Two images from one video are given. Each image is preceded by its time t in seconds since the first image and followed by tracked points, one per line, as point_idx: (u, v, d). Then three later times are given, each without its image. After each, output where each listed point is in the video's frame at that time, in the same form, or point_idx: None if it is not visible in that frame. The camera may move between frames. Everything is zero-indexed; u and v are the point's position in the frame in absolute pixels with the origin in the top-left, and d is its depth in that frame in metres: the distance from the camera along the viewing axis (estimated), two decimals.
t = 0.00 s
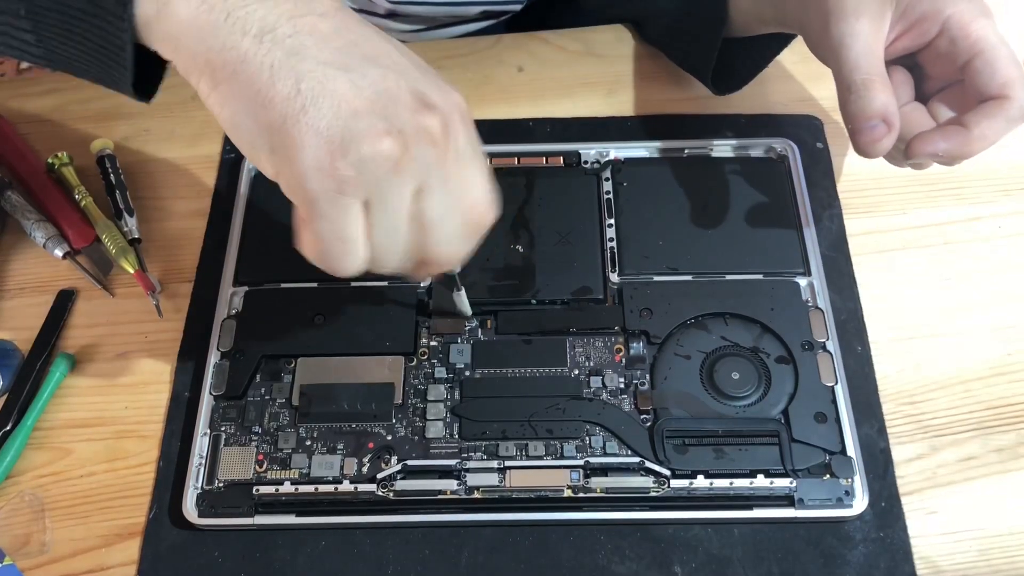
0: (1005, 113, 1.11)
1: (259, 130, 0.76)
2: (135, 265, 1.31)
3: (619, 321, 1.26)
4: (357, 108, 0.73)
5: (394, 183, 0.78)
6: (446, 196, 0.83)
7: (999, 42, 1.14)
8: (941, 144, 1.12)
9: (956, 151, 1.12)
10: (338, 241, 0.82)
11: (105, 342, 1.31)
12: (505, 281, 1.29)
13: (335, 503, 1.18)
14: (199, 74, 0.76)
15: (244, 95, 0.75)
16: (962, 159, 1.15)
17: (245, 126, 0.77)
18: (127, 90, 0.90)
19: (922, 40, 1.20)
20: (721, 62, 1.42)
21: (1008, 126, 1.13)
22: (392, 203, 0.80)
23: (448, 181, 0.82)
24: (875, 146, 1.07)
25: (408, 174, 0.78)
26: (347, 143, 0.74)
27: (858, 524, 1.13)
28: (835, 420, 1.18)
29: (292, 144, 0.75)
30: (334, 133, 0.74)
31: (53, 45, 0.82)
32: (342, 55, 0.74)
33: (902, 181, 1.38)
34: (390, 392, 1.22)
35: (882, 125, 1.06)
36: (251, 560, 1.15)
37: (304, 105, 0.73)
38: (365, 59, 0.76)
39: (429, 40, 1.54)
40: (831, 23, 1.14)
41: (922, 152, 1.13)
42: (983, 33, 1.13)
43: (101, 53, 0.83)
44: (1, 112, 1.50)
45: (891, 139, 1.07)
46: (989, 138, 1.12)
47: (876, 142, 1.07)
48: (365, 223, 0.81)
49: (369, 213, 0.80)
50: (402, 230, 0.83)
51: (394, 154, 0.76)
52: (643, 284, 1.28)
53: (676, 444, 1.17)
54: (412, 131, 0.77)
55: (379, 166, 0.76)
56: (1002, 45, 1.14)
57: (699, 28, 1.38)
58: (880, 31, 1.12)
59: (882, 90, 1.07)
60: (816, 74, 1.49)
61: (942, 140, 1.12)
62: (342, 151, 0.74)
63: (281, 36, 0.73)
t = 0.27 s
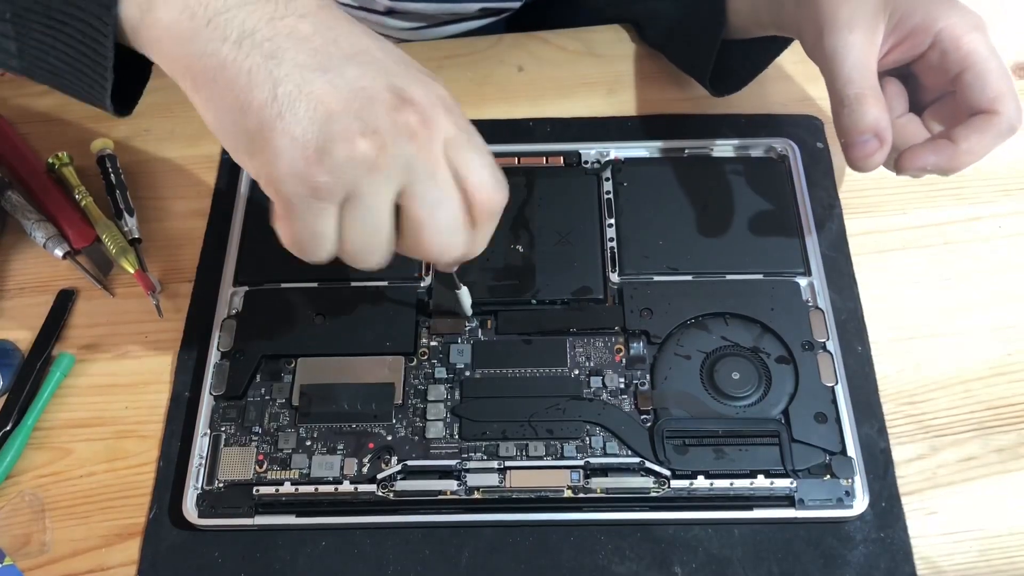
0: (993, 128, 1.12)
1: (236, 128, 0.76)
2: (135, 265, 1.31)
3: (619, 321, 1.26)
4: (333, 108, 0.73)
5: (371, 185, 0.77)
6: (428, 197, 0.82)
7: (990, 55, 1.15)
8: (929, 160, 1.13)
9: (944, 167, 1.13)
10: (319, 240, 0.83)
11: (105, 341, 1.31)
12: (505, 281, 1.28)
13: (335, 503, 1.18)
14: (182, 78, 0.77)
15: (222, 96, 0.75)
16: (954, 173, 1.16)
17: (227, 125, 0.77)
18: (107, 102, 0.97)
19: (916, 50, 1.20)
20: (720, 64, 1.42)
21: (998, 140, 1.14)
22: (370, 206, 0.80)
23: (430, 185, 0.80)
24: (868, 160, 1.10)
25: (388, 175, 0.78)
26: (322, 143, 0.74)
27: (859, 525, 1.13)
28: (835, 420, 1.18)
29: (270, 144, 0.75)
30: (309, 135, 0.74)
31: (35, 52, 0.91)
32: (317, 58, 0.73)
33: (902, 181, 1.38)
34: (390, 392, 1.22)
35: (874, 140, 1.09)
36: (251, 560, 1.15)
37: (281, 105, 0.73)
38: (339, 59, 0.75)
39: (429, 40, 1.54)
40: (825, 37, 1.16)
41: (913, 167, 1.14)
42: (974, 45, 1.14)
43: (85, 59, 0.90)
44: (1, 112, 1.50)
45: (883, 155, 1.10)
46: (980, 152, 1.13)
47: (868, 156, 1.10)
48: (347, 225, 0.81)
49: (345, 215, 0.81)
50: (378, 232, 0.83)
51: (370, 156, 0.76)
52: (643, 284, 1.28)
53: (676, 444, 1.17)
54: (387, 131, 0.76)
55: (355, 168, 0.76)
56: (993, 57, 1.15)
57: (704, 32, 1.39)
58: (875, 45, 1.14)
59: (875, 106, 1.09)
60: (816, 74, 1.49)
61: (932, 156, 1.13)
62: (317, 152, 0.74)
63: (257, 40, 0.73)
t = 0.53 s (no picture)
0: (932, 161, 1.11)
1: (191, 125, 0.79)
2: (135, 265, 1.31)
3: (619, 321, 1.26)
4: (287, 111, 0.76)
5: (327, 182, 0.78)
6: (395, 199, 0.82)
7: (954, 84, 1.12)
8: (872, 190, 1.14)
9: (887, 194, 1.15)
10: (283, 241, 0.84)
11: (105, 341, 1.31)
12: (505, 282, 1.28)
13: (335, 503, 1.18)
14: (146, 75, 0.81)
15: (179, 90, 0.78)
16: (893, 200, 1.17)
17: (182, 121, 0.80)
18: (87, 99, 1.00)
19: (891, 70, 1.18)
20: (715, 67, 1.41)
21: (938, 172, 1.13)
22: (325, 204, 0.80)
23: (402, 172, 0.80)
24: (829, 176, 1.14)
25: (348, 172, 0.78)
26: (274, 141, 0.76)
27: (858, 524, 1.14)
28: (835, 420, 1.18)
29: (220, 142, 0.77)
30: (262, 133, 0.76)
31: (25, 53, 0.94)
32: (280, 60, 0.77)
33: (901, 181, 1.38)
34: (390, 392, 1.22)
35: (839, 158, 1.12)
36: (251, 560, 1.16)
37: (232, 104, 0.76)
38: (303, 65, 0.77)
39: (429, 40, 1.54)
40: (800, 51, 1.17)
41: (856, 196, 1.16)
42: (938, 71, 1.11)
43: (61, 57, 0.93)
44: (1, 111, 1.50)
45: (847, 172, 1.13)
46: (920, 181, 1.13)
47: (833, 172, 1.13)
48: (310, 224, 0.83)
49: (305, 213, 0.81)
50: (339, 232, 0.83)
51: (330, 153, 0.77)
52: (643, 284, 1.28)
53: (676, 444, 1.17)
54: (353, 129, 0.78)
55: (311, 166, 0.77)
56: (956, 85, 1.12)
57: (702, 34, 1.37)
58: (847, 61, 1.14)
59: (841, 122, 1.12)
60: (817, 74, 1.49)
61: (871, 186, 1.14)
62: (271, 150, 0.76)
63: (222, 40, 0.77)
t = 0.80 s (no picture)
0: (777, 186, 1.10)
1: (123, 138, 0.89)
2: (135, 265, 1.31)
3: (619, 321, 1.26)
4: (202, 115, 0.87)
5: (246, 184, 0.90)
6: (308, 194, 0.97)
7: (836, 109, 1.06)
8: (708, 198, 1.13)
9: (744, 218, 1.15)
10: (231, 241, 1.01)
11: (105, 341, 1.31)
12: (505, 281, 1.28)
13: (335, 503, 1.18)
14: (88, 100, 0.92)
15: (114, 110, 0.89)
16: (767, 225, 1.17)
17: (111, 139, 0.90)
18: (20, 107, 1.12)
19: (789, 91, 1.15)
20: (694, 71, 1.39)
21: (790, 201, 1.11)
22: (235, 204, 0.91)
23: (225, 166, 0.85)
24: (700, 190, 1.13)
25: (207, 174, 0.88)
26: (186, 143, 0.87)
27: (858, 524, 1.14)
28: (835, 420, 1.18)
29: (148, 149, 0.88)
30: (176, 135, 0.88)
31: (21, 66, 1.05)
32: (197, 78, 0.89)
33: (902, 181, 1.37)
34: (390, 392, 1.22)
35: (706, 173, 1.11)
36: (251, 560, 1.16)
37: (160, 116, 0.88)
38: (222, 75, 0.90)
39: (428, 40, 1.54)
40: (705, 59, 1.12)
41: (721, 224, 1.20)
42: (820, 97, 1.06)
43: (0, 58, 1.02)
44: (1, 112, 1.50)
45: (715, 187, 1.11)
46: (770, 208, 1.12)
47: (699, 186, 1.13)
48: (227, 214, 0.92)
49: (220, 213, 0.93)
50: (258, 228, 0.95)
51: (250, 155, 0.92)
52: (643, 284, 1.28)
53: (676, 444, 1.17)
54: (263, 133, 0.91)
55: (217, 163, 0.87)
56: (852, 114, 1.07)
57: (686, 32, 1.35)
58: (748, 77, 1.08)
59: (728, 142, 1.08)
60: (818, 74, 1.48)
61: (732, 214, 1.16)
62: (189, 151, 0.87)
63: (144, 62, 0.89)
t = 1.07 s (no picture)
0: (646, 178, 1.06)
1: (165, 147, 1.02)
2: (135, 265, 1.31)
3: (619, 321, 1.26)
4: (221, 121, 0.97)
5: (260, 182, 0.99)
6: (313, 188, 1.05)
7: (730, 112, 1.03)
8: (594, 205, 1.11)
9: (606, 205, 1.10)
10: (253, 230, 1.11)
11: (105, 341, 1.31)
12: (504, 281, 1.28)
13: (335, 503, 1.18)
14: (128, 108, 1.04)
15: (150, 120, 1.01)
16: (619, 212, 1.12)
17: (155, 148, 1.03)
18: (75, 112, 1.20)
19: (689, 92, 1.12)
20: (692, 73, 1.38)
21: (651, 194, 1.08)
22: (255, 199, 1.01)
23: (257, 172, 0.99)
24: (580, 173, 1.12)
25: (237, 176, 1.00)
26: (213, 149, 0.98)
27: (858, 524, 1.14)
28: (835, 420, 1.18)
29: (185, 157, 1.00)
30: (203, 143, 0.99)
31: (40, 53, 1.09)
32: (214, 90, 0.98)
33: (901, 181, 1.37)
34: (390, 392, 1.22)
35: (591, 157, 1.11)
36: (251, 560, 1.16)
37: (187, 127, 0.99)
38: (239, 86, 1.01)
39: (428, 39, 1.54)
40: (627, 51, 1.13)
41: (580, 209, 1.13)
42: (718, 96, 1.03)
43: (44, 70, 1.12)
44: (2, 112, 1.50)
45: (597, 171, 1.11)
46: (632, 197, 1.08)
47: (579, 169, 1.12)
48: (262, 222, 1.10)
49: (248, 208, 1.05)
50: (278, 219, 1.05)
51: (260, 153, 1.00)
52: (643, 284, 1.28)
53: (676, 444, 1.17)
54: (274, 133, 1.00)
55: (239, 165, 0.98)
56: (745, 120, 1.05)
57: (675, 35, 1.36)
58: (655, 75, 1.11)
59: (619, 130, 1.10)
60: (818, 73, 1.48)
61: (593, 198, 1.11)
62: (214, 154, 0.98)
63: (168, 78, 0.98)
